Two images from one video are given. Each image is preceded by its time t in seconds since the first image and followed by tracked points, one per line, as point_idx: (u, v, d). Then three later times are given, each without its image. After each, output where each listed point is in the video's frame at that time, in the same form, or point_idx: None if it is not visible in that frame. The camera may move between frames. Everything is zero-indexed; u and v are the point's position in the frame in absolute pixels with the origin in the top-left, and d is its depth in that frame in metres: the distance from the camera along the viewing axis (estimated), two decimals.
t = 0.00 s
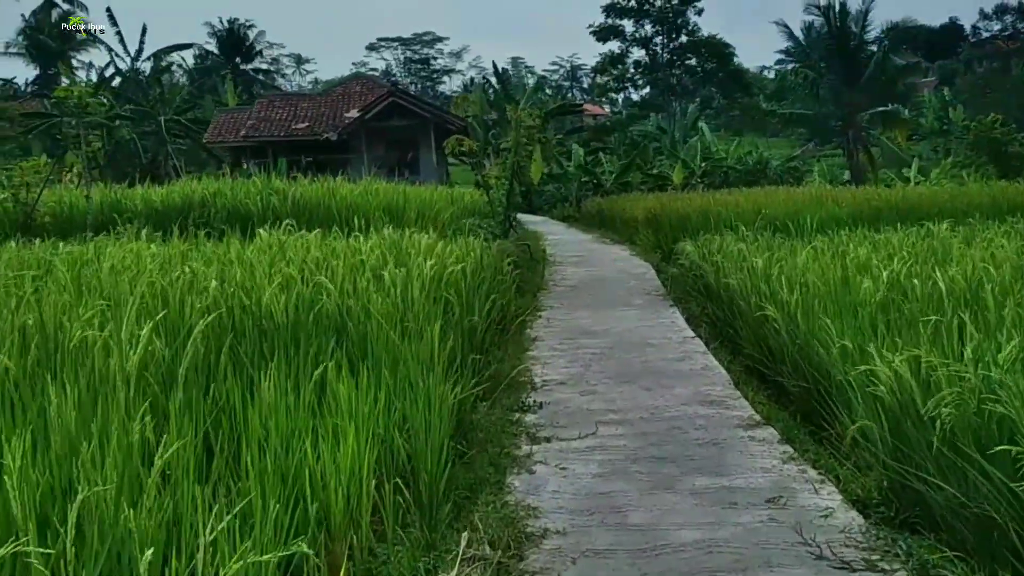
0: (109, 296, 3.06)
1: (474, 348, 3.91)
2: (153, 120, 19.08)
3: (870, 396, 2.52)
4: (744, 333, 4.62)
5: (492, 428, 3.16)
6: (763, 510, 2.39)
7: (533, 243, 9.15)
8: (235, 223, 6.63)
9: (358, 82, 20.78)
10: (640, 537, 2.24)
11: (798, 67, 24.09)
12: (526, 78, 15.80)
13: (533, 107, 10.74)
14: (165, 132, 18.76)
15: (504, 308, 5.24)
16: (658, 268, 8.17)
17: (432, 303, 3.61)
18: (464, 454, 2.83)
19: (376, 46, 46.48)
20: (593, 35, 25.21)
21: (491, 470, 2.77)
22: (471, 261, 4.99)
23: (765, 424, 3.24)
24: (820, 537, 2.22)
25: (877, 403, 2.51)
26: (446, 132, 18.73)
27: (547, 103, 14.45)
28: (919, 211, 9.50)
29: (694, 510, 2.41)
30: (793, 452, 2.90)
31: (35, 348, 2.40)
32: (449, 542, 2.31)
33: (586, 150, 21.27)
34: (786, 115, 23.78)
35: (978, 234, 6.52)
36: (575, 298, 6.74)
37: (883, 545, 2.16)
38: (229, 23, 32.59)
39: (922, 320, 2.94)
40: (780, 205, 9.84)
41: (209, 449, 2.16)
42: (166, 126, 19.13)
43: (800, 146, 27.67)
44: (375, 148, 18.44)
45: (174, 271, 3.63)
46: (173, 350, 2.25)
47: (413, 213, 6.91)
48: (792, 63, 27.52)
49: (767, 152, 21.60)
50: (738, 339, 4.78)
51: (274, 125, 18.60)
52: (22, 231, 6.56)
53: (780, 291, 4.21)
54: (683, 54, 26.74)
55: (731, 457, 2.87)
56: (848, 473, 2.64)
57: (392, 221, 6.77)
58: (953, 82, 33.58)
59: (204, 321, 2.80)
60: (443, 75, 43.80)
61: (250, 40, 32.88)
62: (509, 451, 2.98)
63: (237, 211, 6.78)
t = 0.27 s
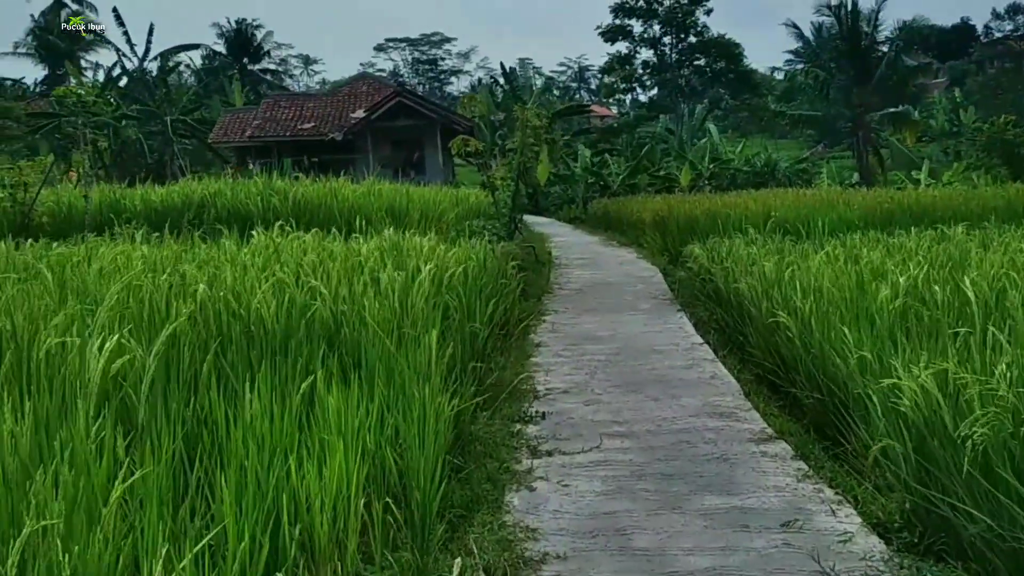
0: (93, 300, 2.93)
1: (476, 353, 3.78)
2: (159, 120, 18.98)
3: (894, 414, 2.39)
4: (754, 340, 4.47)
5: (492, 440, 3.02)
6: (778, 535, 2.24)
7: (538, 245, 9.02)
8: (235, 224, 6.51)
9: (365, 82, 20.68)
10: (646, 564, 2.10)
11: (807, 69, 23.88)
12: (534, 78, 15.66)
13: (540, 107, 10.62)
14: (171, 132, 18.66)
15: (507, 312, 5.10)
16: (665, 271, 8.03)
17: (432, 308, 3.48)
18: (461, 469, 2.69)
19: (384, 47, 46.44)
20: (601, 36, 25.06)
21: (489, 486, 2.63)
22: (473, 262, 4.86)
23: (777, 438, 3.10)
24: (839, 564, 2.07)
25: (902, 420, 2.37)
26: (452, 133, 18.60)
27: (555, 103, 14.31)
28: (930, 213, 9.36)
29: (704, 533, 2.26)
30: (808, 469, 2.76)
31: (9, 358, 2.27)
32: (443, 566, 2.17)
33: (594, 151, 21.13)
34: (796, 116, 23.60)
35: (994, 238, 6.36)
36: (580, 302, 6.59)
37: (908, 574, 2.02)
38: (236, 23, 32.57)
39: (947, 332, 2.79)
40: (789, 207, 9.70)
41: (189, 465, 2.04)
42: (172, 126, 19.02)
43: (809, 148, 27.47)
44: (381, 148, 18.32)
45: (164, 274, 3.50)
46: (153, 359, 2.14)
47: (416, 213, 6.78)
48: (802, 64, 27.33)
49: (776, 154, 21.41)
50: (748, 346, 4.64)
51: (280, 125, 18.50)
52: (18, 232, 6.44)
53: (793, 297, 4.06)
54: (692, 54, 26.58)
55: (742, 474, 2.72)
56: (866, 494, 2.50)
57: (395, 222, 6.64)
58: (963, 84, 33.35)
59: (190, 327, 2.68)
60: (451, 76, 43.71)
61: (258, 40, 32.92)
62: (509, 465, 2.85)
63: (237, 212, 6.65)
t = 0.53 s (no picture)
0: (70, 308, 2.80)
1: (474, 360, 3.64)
2: (163, 120, 18.87)
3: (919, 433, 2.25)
4: (762, 347, 4.33)
5: (488, 453, 2.88)
6: (790, 561, 2.11)
7: (541, 247, 8.88)
8: (232, 226, 6.39)
9: (368, 83, 20.56)
10: None
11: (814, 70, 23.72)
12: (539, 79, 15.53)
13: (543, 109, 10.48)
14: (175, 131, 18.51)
15: (507, 316, 4.96)
16: (670, 275, 7.90)
17: (427, 314, 3.34)
18: (455, 487, 2.55)
19: (389, 48, 46.33)
20: (606, 37, 24.92)
21: (485, 504, 2.49)
22: (472, 265, 4.73)
23: (788, 453, 2.97)
24: None
25: (927, 441, 2.24)
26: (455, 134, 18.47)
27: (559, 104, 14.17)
28: (939, 216, 9.21)
29: (712, 559, 2.12)
30: (821, 487, 2.63)
31: None
32: None
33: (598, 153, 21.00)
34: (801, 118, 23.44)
35: (1008, 242, 6.21)
36: (583, 306, 6.45)
37: None
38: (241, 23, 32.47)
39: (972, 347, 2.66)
40: (796, 210, 9.56)
41: (162, 484, 1.92)
42: (176, 126, 18.90)
43: (815, 150, 27.31)
44: (383, 149, 18.20)
45: (148, 277, 3.37)
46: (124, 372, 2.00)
47: (416, 215, 6.65)
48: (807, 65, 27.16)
49: (782, 155, 21.24)
50: (756, 354, 4.50)
51: (283, 125, 18.38)
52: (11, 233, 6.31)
53: (804, 305, 3.93)
54: (697, 55, 26.44)
55: (750, 492, 2.58)
56: (885, 516, 2.37)
57: (394, 224, 6.53)
58: (969, 87, 33.16)
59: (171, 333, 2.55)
60: (456, 77, 43.56)
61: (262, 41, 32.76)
62: (506, 480, 2.70)
63: (234, 213, 6.53)
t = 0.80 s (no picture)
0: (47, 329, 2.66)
1: (474, 373, 3.50)
2: (162, 124, 18.72)
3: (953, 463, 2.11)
4: (772, 359, 4.18)
5: (489, 475, 2.73)
6: None
7: (541, 253, 8.73)
8: (226, 232, 6.26)
9: (367, 86, 20.43)
10: None
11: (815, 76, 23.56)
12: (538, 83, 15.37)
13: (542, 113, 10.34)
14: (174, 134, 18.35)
15: (508, 326, 4.82)
16: (673, 282, 7.74)
17: (424, 327, 3.19)
18: (454, 514, 2.41)
19: (389, 52, 46.19)
20: (605, 42, 24.79)
21: (486, 533, 2.34)
22: (470, 274, 4.59)
23: (805, 475, 2.82)
24: None
25: (963, 471, 2.09)
26: (455, 138, 18.33)
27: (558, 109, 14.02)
28: (944, 223, 9.06)
29: None
30: (843, 514, 2.49)
31: None
32: None
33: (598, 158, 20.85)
34: (802, 123, 23.30)
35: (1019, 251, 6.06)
36: (585, 315, 6.30)
37: None
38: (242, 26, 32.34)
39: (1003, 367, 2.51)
40: (798, 216, 9.41)
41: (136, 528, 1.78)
42: (175, 130, 18.76)
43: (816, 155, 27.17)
44: (383, 153, 18.07)
45: (132, 292, 3.23)
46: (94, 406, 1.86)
47: (415, 221, 6.52)
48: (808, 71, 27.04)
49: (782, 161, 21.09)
50: (765, 366, 4.35)
51: (282, 129, 18.24)
52: None
53: (817, 316, 3.78)
54: (697, 60, 26.32)
55: (768, 520, 2.42)
56: (915, 548, 2.22)
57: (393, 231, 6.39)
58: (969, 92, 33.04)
59: (151, 354, 2.42)
60: (456, 82, 43.42)
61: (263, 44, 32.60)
62: (509, 504, 2.55)
63: (229, 219, 6.39)
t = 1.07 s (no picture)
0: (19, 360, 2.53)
1: (471, 397, 3.36)
2: (158, 137, 18.57)
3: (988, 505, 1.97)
4: (779, 382, 4.03)
5: (487, 511, 2.58)
6: None
7: (538, 269, 8.59)
8: (217, 249, 6.13)
9: (365, 100, 20.35)
10: None
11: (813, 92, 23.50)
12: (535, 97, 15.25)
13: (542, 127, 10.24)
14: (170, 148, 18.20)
15: (505, 347, 4.67)
16: (672, 300, 7.59)
17: (418, 350, 3.05)
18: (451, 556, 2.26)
19: (387, 67, 46.17)
20: (603, 57, 24.75)
21: None
22: (467, 291, 4.43)
23: (821, 510, 2.68)
24: None
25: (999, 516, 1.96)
26: (452, 152, 18.20)
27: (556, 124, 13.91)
28: (947, 240, 8.94)
29: None
30: (863, 554, 2.34)
31: None
32: None
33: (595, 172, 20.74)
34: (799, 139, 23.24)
35: None
36: (583, 334, 6.14)
37: None
38: (240, 40, 32.23)
39: None
40: (799, 234, 9.29)
41: None
42: (171, 143, 18.63)
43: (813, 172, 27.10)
44: (379, 167, 17.94)
45: (112, 315, 3.09)
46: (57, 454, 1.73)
47: (411, 238, 6.37)
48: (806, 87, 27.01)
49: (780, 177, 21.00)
50: (772, 389, 4.20)
51: (278, 142, 18.12)
52: None
53: (828, 339, 3.63)
54: (695, 77, 26.27)
55: (785, 562, 2.27)
56: None
57: (388, 248, 6.25)
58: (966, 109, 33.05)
59: (126, 386, 2.30)
60: (453, 97, 43.37)
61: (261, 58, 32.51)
62: (507, 542, 2.40)
63: (221, 235, 6.26)
